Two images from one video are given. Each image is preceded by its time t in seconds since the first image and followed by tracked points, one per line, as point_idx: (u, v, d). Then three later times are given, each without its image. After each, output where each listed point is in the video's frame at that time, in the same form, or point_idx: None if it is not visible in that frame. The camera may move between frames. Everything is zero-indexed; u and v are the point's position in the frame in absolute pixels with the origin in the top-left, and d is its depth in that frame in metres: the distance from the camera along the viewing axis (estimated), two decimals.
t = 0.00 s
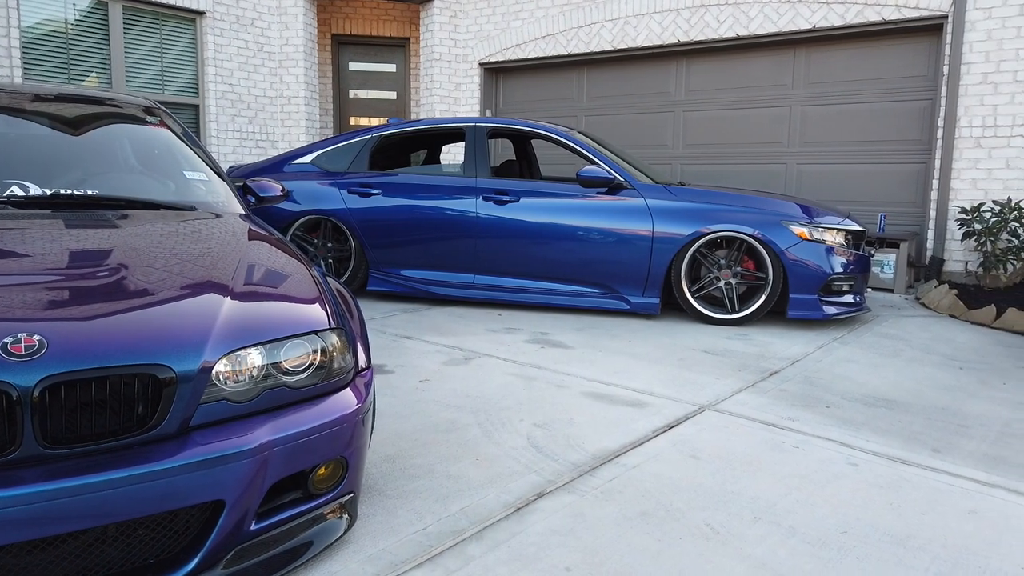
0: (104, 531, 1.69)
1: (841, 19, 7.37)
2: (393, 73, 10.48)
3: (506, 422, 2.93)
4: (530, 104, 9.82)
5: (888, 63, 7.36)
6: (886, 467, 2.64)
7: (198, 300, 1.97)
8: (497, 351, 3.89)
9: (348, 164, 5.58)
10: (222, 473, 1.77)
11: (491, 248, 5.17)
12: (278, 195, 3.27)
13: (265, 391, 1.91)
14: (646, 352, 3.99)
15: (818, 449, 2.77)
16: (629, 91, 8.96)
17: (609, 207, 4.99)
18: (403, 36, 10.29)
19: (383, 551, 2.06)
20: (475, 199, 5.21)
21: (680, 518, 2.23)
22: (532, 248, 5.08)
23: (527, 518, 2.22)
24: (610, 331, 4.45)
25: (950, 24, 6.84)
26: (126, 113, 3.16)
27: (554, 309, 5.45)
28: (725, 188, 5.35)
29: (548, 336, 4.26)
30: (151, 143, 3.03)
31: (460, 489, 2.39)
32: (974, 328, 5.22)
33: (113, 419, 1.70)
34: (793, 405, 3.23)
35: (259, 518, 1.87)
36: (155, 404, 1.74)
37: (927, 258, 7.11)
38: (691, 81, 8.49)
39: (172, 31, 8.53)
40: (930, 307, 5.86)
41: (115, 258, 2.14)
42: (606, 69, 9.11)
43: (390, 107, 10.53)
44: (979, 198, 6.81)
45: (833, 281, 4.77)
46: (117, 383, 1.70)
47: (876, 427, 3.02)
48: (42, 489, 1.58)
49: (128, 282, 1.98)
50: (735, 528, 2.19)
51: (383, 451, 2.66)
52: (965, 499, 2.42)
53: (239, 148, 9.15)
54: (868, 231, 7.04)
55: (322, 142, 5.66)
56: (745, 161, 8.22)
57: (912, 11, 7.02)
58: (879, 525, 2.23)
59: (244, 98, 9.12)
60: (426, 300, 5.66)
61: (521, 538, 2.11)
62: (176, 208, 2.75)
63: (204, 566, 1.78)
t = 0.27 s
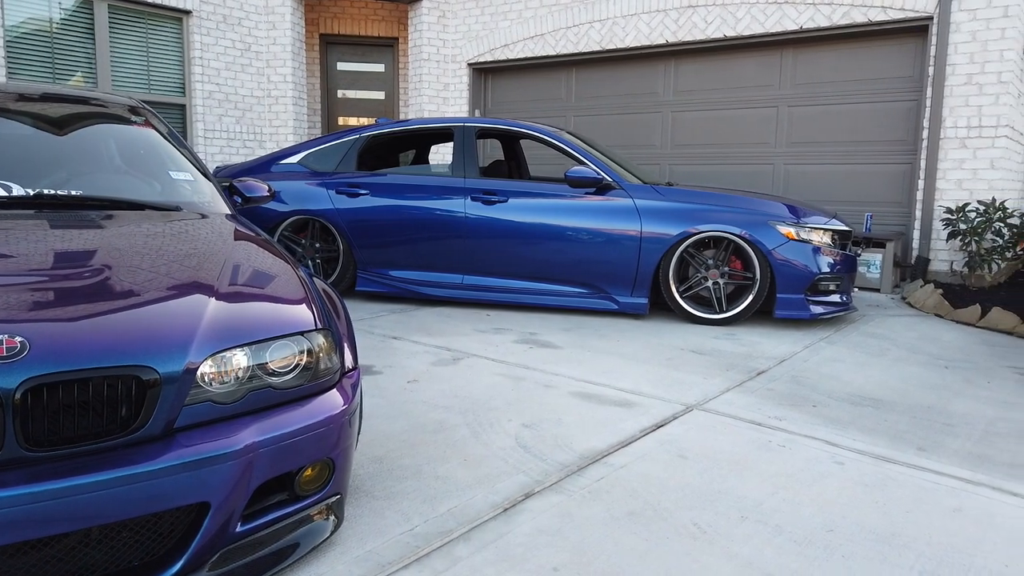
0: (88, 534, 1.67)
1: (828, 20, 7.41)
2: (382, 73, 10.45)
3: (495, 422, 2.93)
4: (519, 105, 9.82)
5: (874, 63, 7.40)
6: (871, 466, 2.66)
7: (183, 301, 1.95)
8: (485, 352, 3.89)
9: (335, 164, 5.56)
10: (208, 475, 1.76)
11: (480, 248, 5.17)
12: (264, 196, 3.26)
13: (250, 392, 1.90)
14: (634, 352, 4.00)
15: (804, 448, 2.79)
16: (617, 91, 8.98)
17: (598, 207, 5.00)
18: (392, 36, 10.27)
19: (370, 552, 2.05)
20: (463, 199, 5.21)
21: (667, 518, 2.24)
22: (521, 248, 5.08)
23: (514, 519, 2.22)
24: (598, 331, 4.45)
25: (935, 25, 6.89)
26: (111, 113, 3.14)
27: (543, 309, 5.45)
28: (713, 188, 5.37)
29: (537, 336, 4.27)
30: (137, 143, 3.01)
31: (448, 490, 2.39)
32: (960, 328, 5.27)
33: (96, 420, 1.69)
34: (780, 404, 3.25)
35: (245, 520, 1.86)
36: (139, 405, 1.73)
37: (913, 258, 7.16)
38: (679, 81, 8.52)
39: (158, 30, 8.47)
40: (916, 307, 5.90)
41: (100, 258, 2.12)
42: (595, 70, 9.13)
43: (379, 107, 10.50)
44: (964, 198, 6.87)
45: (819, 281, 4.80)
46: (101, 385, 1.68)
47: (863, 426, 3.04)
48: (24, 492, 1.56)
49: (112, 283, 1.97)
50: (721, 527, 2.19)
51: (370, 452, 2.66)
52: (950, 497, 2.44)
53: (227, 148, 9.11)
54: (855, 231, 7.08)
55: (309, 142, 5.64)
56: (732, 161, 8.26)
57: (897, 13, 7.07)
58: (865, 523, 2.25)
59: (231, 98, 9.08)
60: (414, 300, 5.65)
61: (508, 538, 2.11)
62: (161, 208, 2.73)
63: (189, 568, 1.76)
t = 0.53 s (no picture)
0: (70, 537, 1.66)
1: (814, 21, 7.44)
2: (370, 73, 10.43)
3: (482, 423, 2.93)
4: (507, 105, 9.82)
5: (860, 65, 7.44)
6: (857, 465, 2.67)
7: (167, 302, 1.94)
8: (474, 352, 3.89)
9: (323, 164, 5.55)
10: (191, 477, 1.75)
11: (468, 248, 5.17)
12: (250, 196, 3.24)
13: (235, 394, 1.89)
14: (622, 352, 4.00)
15: (791, 447, 2.80)
16: (605, 92, 8.99)
17: (586, 207, 5.00)
18: (380, 36, 10.25)
19: (355, 555, 2.05)
20: (451, 200, 5.20)
21: (654, 518, 2.24)
22: (509, 249, 5.08)
23: (501, 520, 2.22)
24: (587, 331, 4.46)
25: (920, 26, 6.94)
26: (96, 113, 3.12)
27: (532, 309, 5.45)
28: (701, 189, 5.38)
29: (525, 336, 4.27)
30: (123, 143, 2.99)
31: (435, 491, 2.39)
32: (946, 327, 5.30)
33: (78, 423, 1.68)
34: (767, 404, 3.26)
35: (230, 522, 1.85)
36: (122, 407, 1.72)
37: (899, 258, 7.20)
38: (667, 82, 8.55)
39: (144, 29, 8.42)
40: (902, 306, 5.94)
41: (83, 259, 2.10)
42: (583, 70, 9.14)
43: (367, 107, 10.48)
44: (949, 198, 6.92)
45: (806, 281, 4.82)
46: (83, 387, 1.67)
47: (848, 425, 3.05)
48: (4, 495, 1.55)
49: (96, 284, 1.95)
50: (708, 527, 2.20)
51: (357, 453, 2.65)
52: (934, 496, 2.46)
53: (214, 148, 9.07)
54: (842, 231, 7.11)
55: (297, 142, 5.62)
56: (720, 162, 8.28)
57: (884, 14, 7.11)
58: (850, 522, 2.26)
59: (218, 98, 9.04)
60: (403, 301, 5.64)
61: (495, 539, 2.11)
62: (146, 209, 2.71)
63: (172, 571, 1.75)
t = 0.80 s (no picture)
0: (48, 541, 1.64)
1: (799, 23, 7.48)
2: (356, 73, 10.40)
3: (468, 424, 2.92)
4: (494, 106, 9.82)
5: (843, 66, 7.50)
6: (840, 464, 2.69)
7: (148, 304, 1.92)
8: (460, 353, 3.88)
9: (309, 165, 5.52)
10: (172, 480, 1.73)
11: (455, 249, 5.16)
12: (234, 197, 3.23)
13: (216, 396, 1.88)
14: (609, 352, 4.01)
15: (775, 447, 2.81)
16: (592, 93, 9.01)
17: (572, 208, 5.01)
18: (366, 36, 10.22)
19: (339, 557, 2.04)
20: (438, 200, 5.19)
21: (639, 518, 2.24)
22: (496, 249, 5.07)
23: (486, 521, 2.21)
24: (573, 332, 4.46)
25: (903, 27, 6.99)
26: (77, 112, 3.09)
27: (519, 310, 5.45)
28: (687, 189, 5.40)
29: (512, 337, 4.26)
30: (105, 144, 2.97)
31: (419, 493, 2.38)
32: (929, 326, 5.35)
33: (56, 426, 1.66)
34: (752, 404, 3.27)
35: (212, 525, 1.83)
36: (101, 410, 1.71)
37: (883, 258, 7.26)
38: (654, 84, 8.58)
39: (128, 29, 8.36)
40: (886, 306, 5.98)
41: (63, 261, 2.08)
42: (570, 71, 9.15)
43: (354, 108, 10.44)
44: (932, 199, 6.97)
45: (791, 281, 4.84)
46: (62, 390, 1.65)
47: (832, 424, 3.07)
48: None
49: (76, 285, 1.94)
50: (692, 527, 2.21)
51: (342, 455, 2.64)
52: (917, 494, 2.48)
53: (198, 149, 9.01)
54: (827, 231, 7.16)
55: (282, 142, 5.60)
56: (706, 163, 8.31)
57: (867, 16, 7.17)
58: (833, 521, 2.27)
59: (203, 98, 8.98)
60: (389, 302, 5.63)
61: (479, 540, 2.11)
62: (128, 210, 2.69)
63: None
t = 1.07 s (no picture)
0: (27, 547, 1.62)
1: (783, 25, 7.52)
2: (342, 74, 10.36)
3: (454, 425, 2.92)
4: (481, 107, 9.82)
5: (827, 68, 7.55)
6: (824, 463, 2.70)
7: (129, 306, 1.91)
8: (446, 354, 3.88)
9: (294, 165, 5.50)
10: (154, 483, 1.72)
11: (442, 250, 5.15)
12: (217, 198, 3.21)
13: (199, 399, 1.87)
14: (595, 353, 4.01)
15: (759, 446, 2.82)
16: (578, 94, 9.03)
17: (559, 208, 5.02)
18: (352, 36, 10.19)
19: (323, 560, 2.02)
20: (424, 201, 5.18)
21: (624, 518, 2.25)
22: (482, 250, 5.07)
23: (471, 522, 2.21)
24: (560, 333, 4.47)
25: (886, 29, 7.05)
26: (58, 113, 3.06)
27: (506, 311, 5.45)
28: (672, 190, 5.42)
29: (498, 338, 4.26)
30: (87, 145, 2.94)
31: (405, 494, 2.37)
32: (912, 326, 5.40)
33: (35, 430, 1.64)
34: (737, 403, 3.29)
35: (194, 529, 1.82)
36: (81, 414, 1.69)
37: (867, 258, 7.31)
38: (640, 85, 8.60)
39: (111, 28, 8.29)
40: (870, 306, 6.03)
41: (44, 263, 2.06)
42: (556, 72, 9.17)
43: (340, 108, 10.41)
44: (915, 199, 7.04)
45: (776, 281, 4.87)
46: (40, 394, 1.64)
47: (817, 423, 3.09)
48: None
49: (56, 287, 1.92)
50: (677, 526, 2.21)
51: (327, 457, 2.63)
52: (900, 493, 2.49)
53: (182, 149, 8.95)
54: (811, 232, 7.20)
55: (267, 143, 5.57)
56: (692, 163, 8.35)
57: (850, 18, 7.22)
58: (817, 520, 2.28)
59: (187, 98, 8.93)
60: (375, 303, 5.61)
61: (464, 542, 2.10)
62: (109, 211, 2.67)
63: None
